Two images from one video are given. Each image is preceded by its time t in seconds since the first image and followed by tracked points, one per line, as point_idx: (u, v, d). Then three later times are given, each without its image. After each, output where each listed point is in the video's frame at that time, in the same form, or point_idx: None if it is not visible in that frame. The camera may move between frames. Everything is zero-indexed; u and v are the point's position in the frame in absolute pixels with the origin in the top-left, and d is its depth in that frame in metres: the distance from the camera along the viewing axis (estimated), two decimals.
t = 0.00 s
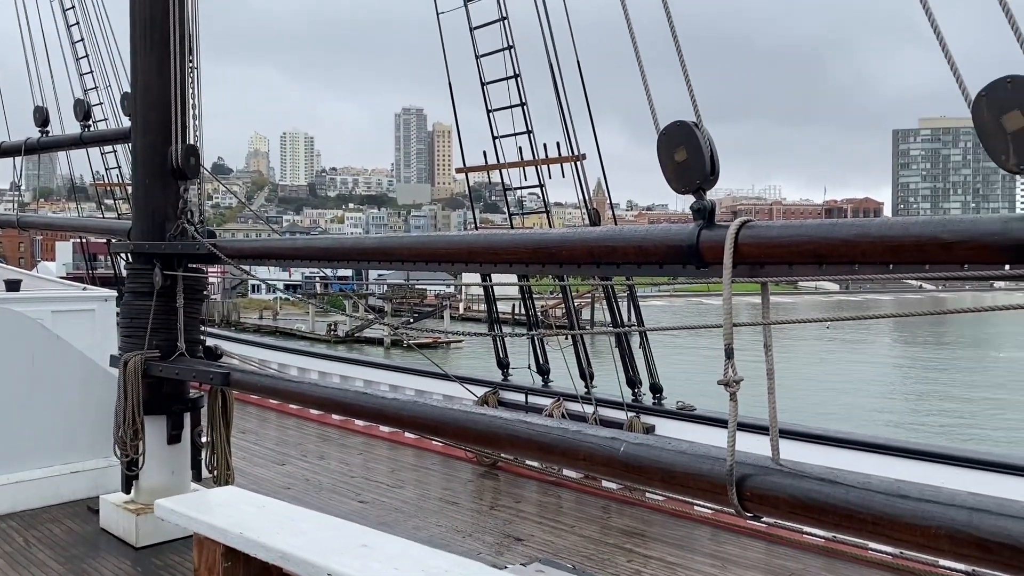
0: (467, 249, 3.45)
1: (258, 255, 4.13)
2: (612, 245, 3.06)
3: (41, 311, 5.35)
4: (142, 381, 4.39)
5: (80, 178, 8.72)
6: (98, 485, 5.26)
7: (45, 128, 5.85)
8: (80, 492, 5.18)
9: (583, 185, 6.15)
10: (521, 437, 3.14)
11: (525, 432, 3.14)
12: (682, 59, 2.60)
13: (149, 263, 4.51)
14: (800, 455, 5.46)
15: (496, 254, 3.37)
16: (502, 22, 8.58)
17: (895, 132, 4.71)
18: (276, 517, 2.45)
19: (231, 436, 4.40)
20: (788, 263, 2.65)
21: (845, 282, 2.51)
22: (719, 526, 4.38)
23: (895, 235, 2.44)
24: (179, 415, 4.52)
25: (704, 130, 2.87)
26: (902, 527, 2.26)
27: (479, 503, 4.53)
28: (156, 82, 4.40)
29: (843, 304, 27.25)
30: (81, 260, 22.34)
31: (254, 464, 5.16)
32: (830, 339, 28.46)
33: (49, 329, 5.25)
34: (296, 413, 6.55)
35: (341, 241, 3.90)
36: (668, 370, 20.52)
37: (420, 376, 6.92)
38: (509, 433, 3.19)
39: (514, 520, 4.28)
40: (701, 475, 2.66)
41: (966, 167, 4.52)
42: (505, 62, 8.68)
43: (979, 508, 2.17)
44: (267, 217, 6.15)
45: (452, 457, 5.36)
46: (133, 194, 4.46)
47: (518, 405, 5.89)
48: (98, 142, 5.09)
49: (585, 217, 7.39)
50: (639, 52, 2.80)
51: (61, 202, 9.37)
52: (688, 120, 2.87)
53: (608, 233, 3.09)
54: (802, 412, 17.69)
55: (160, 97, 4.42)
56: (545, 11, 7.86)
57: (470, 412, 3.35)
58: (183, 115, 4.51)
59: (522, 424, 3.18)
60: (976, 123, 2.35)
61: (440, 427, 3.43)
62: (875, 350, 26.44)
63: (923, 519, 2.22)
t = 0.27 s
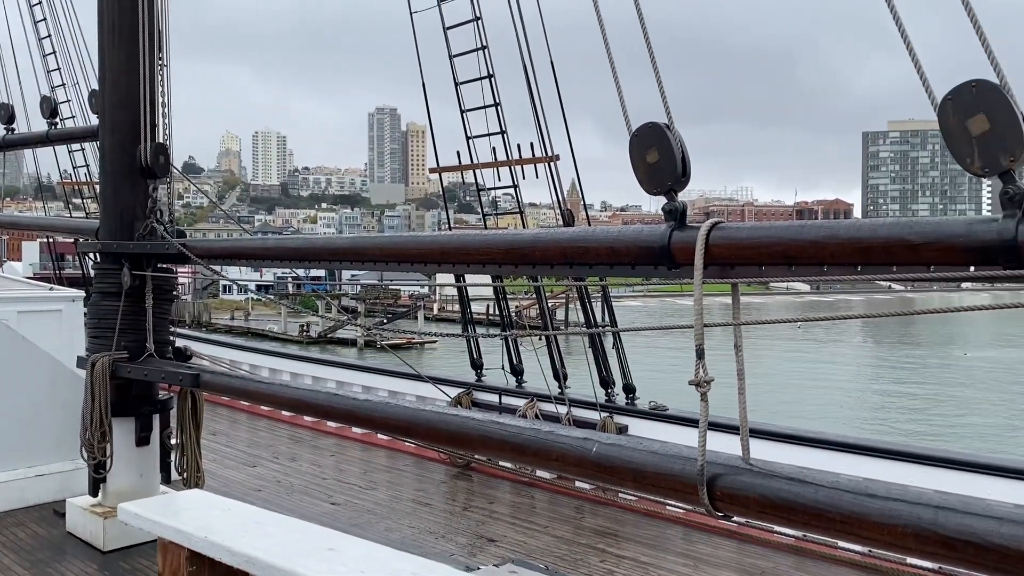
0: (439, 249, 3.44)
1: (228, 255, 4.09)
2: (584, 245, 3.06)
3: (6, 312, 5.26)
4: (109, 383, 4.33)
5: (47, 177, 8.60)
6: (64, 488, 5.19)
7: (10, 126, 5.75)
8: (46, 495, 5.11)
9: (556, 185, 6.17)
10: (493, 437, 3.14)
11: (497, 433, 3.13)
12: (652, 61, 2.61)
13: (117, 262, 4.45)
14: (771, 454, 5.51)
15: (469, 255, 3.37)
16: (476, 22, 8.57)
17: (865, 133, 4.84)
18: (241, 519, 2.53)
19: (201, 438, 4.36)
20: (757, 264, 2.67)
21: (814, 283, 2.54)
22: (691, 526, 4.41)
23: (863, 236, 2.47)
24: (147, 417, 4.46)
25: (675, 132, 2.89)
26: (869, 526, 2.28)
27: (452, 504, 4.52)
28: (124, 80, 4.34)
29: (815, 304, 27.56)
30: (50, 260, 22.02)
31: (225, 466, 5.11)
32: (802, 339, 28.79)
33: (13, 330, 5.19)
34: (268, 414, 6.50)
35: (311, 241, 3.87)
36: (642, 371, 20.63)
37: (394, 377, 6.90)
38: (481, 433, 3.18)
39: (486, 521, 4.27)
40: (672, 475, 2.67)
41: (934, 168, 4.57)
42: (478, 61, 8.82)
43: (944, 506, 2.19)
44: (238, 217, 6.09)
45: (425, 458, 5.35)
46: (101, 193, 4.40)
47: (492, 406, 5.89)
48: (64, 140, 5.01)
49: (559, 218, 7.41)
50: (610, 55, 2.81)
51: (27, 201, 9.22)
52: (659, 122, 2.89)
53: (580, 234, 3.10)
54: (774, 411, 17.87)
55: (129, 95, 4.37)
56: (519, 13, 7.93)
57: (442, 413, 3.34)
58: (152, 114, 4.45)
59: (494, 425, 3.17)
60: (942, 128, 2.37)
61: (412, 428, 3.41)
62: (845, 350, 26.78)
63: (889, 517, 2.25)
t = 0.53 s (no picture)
0: (410, 248, 3.43)
1: (198, 254, 4.05)
2: (556, 245, 3.07)
3: None
4: (76, 384, 4.27)
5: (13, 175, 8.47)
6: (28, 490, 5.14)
7: None
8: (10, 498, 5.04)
9: (530, 186, 6.19)
10: (465, 437, 3.14)
11: (469, 433, 3.13)
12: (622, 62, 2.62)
13: (84, 262, 4.39)
14: (743, 453, 5.55)
15: (440, 254, 3.36)
16: (450, 21, 8.56)
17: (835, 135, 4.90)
18: (205, 522, 2.80)
19: (170, 440, 4.31)
20: (727, 265, 2.69)
21: (783, 282, 2.56)
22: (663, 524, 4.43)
23: (830, 237, 2.49)
24: (115, 418, 4.41)
25: (646, 133, 2.91)
26: (836, 523, 2.30)
27: (425, 505, 4.51)
28: (91, 77, 4.28)
29: (789, 303, 27.82)
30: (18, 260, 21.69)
31: (195, 467, 5.06)
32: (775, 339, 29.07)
33: None
34: (239, 415, 6.45)
35: (282, 240, 3.85)
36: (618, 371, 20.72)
37: (367, 377, 6.87)
38: (453, 433, 3.18)
39: (459, 522, 4.26)
40: (642, 475, 2.68)
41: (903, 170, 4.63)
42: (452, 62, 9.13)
43: (910, 504, 2.22)
44: (209, 216, 6.04)
45: (398, 459, 5.33)
46: (68, 191, 4.34)
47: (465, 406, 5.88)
48: (30, 137, 4.94)
49: (533, 218, 7.44)
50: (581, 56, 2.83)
51: None
52: (630, 123, 2.90)
53: (552, 234, 3.10)
54: (748, 410, 18.03)
55: (97, 92, 4.31)
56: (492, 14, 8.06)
57: (413, 414, 3.33)
58: (120, 111, 4.40)
59: (466, 425, 3.17)
60: (907, 129, 2.40)
61: (384, 429, 3.40)
62: (818, 349, 27.08)
63: (856, 515, 2.27)
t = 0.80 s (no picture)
0: (382, 248, 3.42)
1: (167, 254, 4.01)
2: (528, 245, 3.06)
3: None
4: (42, 385, 4.21)
5: None
6: None
7: None
8: None
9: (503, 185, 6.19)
10: (436, 438, 3.13)
11: (440, 433, 3.12)
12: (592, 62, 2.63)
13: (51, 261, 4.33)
14: (715, 452, 5.59)
15: (412, 254, 3.35)
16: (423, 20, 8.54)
17: (806, 136, 4.92)
18: (166, 526, 2.93)
19: (138, 441, 4.26)
20: (697, 264, 2.70)
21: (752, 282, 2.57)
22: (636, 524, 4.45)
23: (798, 237, 2.51)
24: (82, 420, 4.35)
25: (617, 133, 2.91)
26: (804, 521, 2.32)
27: (398, 506, 4.50)
28: (58, 73, 4.22)
29: (763, 303, 28.05)
30: None
31: (165, 469, 5.01)
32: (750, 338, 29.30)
33: None
34: (210, 417, 6.39)
35: (251, 239, 3.82)
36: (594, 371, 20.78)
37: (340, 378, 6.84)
38: (425, 433, 3.17)
39: (432, 523, 4.25)
40: (613, 474, 2.68)
41: (873, 170, 4.68)
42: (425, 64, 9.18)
43: (876, 501, 2.24)
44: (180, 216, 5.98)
45: (372, 460, 5.30)
46: (33, 189, 4.28)
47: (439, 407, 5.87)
48: None
49: (507, 217, 7.44)
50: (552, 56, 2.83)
51: None
52: (602, 123, 2.91)
53: (523, 234, 3.10)
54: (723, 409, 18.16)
55: (63, 89, 4.25)
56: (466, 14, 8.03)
57: (385, 414, 3.32)
58: (88, 108, 4.34)
59: (438, 425, 3.16)
60: (874, 130, 2.42)
61: (355, 429, 3.38)
62: (792, 348, 27.33)
63: (824, 513, 2.28)
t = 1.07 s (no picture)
0: (350, 247, 3.39)
1: (133, 253, 3.96)
2: (498, 245, 3.06)
3: None
4: (5, 386, 4.14)
5: None
6: None
7: None
8: None
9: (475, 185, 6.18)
10: (405, 438, 3.11)
11: (410, 434, 3.10)
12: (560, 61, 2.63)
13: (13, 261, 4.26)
14: (687, 451, 5.61)
15: (382, 254, 3.33)
16: (394, 19, 8.51)
17: (777, 137, 4.90)
18: (124, 530, 2.92)
19: (104, 444, 4.20)
20: (666, 264, 2.71)
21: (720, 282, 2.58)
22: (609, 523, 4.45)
23: (765, 237, 2.52)
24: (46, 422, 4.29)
25: (587, 132, 2.91)
26: (771, 519, 2.33)
27: (369, 507, 4.47)
28: (21, 71, 4.16)
29: (738, 303, 28.25)
30: None
31: (132, 472, 4.94)
32: (723, 339, 29.53)
33: None
34: (178, 419, 6.32)
35: (218, 239, 3.78)
36: (568, 371, 20.83)
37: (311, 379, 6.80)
38: (394, 434, 3.15)
39: (404, 524, 4.23)
40: (582, 474, 2.69)
41: (843, 171, 4.72)
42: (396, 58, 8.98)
43: (842, 499, 2.25)
44: (149, 215, 5.90)
45: (343, 461, 5.27)
46: None
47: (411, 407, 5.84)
48: None
49: (479, 217, 7.43)
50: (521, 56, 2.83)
51: None
52: (571, 123, 2.91)
53: (493, 234, 3.09)
54: (696, 408, 18.26)
55: (26, 87, 4.19)
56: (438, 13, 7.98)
57: (354, 415, 3.30)
58: (51, 106, 4.28)
59: (408, 425, 3.15)
60: (840, 132, 2.43)
61: (323, 430, 3.36)
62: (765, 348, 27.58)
63: (791, 510, 2.30)
